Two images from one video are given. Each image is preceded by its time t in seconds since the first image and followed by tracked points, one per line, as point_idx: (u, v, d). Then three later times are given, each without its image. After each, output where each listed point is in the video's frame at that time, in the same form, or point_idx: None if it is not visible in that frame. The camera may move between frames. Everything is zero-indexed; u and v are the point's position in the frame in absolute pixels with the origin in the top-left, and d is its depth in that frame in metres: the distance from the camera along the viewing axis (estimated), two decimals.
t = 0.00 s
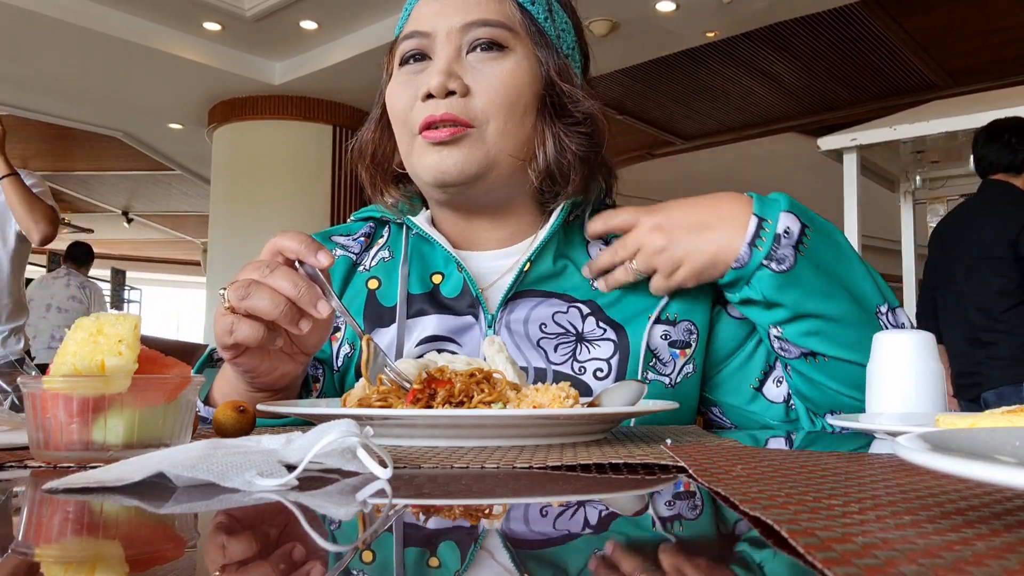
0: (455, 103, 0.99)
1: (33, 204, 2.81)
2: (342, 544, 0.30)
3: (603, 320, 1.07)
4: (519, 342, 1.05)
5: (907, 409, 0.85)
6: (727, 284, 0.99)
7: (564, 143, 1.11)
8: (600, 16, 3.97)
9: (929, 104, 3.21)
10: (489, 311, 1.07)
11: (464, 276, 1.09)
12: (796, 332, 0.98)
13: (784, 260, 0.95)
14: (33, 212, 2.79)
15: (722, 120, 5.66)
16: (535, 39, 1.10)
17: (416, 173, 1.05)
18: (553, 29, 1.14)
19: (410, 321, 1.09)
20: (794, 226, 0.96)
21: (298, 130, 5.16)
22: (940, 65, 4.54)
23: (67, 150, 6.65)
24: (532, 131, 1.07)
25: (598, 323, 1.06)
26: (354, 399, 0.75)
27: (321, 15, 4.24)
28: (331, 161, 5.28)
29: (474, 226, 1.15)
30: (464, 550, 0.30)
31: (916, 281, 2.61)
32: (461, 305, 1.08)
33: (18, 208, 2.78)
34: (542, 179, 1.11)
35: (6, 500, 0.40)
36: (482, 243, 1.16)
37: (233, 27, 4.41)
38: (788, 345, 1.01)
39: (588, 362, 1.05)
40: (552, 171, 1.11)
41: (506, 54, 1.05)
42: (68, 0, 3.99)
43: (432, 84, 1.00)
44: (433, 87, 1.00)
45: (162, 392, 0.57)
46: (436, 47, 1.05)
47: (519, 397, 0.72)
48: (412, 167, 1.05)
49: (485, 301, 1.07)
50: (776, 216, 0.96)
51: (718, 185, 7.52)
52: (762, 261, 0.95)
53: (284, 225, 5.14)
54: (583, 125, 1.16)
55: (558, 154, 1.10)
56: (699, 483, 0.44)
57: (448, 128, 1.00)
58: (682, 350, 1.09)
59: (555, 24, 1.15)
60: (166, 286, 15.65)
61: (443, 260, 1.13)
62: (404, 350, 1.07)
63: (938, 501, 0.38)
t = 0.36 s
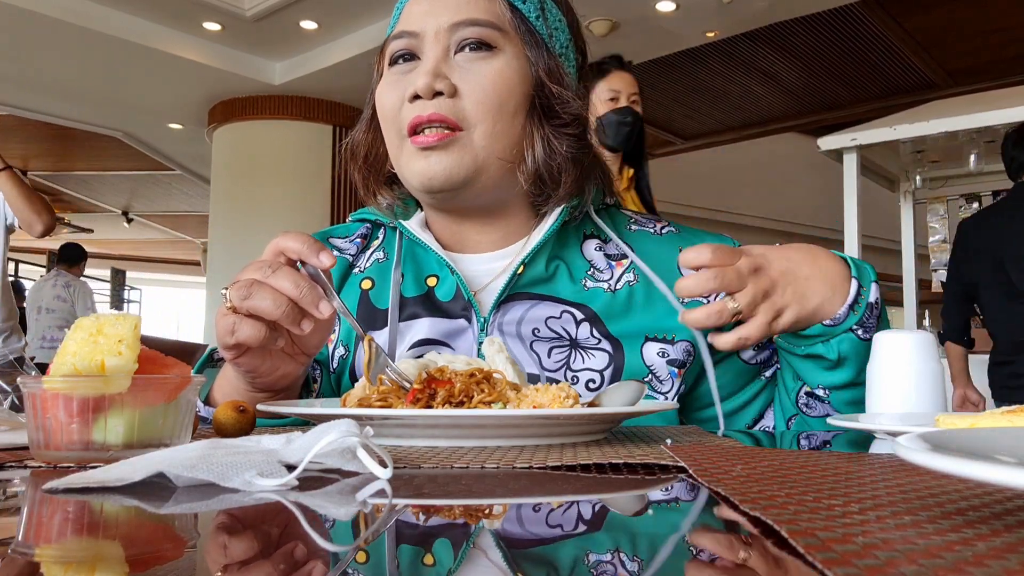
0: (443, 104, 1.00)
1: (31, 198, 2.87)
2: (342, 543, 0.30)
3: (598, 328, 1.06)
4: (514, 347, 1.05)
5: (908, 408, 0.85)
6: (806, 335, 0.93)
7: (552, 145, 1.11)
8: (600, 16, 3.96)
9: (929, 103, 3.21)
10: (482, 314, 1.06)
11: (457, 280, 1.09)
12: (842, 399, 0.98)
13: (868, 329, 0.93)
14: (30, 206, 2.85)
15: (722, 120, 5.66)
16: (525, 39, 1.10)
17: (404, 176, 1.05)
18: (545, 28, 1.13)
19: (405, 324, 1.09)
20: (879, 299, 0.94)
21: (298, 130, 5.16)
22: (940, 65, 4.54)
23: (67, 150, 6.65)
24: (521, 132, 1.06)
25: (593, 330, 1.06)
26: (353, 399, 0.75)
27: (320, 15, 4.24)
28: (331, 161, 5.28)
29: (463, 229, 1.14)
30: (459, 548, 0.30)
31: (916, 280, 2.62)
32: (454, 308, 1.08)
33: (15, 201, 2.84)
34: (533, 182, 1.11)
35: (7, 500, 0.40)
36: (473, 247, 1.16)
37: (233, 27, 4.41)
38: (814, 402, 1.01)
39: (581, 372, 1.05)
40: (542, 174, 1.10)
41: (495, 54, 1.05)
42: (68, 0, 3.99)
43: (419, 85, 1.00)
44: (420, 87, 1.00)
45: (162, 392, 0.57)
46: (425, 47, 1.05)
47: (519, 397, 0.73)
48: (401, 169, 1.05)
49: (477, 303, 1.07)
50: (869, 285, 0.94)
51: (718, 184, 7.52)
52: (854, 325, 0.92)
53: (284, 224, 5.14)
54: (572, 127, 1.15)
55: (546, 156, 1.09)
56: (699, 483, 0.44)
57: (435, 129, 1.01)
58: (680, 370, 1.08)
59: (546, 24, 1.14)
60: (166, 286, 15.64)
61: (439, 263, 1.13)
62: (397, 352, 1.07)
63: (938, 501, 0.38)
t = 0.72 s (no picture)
0: (446, 104, 1.00)
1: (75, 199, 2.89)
2: (343, 544, 0.30)
3: (602, 331, 1.07)
4: (515, 349, 1.05)
5: (907, 408, 0.85)
6: (788, 364, 0.93)
7: (556, 146, 1.11)
8: (600, 16, 3.96)
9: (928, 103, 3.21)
10: (485, 316, 1.07)
11: (460, 282, 1.09)
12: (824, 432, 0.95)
13: (851, 368, 0.93)
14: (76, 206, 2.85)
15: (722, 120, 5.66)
16: (530, 38, 1.10)
17: (407, 176, 1.05)
18: (550, 27, 1.13)
19: (407, 325, 1.09)
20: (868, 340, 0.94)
21: (298, 130, 5.16)
22: (940, 65, 4.54)
23: (67, 150, 6.65)
24: (526, 133, 1.06)
25: (596, 334, 1.06)
26: (353, 399, 0.75)
27: (321, 14, 4.24)
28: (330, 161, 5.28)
29: (467, 231, 1.15)
30: (462, 547, 0.30)
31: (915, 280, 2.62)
32: (457, 310, 1.08)
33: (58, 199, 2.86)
34: (537, 184, 1.11)
35: (6, 500, 0.40)
36: (477, 248, 1.16)
37: (233, 27, 4.41)
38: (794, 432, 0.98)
39: (585, 375, 1.05)
40: (546, 175, 1.11)
41: (499, 54, 1.05)
42: None
43: (422, 85, 1.00)
44: (424, 87, 1.00)
45: (163, 392, 0.57)
46: (429, 47, 1.05)
47: (519, 397, 0.73)
48: (404, 169, 1.05)
49: (480, 305, 1.07)
50: (858, 327, 0.93)
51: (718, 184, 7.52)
52: (835, 363, 0.91)
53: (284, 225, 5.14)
54: (576, 129, 1.15)
55: (550, 158, 1.09)
56: (699, 483, 0.44)
57: (438, 129, 1.01)
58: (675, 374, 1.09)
59: (552, 24, 1.14)
60: (166, 286, 15.64)
61: (442, 264, 1.13)
62: (399, 352, 1.07)
63: (938, 501, 0.38)
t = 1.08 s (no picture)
0: (451, 106, 1.00)
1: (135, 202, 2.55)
2: (343, 544, 0.30)
3: (615, 326, 1.07)
4: (528, 348, 1.05)
5: (908, 409, 0.85)
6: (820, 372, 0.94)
7: (560, 147, 1.12)
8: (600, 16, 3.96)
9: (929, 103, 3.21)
10: (496, 317, 1.07)
11: (471, 284, 1.09)
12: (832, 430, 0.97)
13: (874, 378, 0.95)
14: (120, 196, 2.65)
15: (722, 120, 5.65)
16: (533, 39, 1.10)
17: (410, 178, 1.05)
18: (552, 28, 1.14)
19: (414, 328, 1.08)
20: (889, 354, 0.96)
21: (298, 130, 5.16)
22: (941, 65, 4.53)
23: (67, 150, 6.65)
24: (530, 135, 1.07)
25: (609, 329, 1.07)
26: (353, 399, 0.75)
27: (321, 14, 4.24)
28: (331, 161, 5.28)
29: (469, 229, 1.15)
30: (470, 546, 0.30)
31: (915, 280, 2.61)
32: (470, 310, 1.08)
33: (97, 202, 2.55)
34: (542, 184, 1.12)
35: (6, 500, 0.40)
36: (479, 248, 1.17)
37: (233, 27, 4.41)
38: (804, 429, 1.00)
39: (595, 379, 1.04)
40: (550, 175, 1.12)
41: (503, 55, 1.05)
42: None
43: (426, 86, 1.00)
44: (428, 89, 1.00)
45: (162, 392, 0.57)
46: (432, 47, 1.05)
47: (519, 397, 0.73)
48: (408, 171, 1.05)
49: (491, 307, 1.07)
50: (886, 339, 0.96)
51: (719, 185, 7.51)
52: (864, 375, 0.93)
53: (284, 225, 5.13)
54: (580, 130, 1.16)
55: (555, 159, 1.10)
56: (700, 483, 0.44)
57: (442, 131, 1.01)
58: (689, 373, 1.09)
59: (554, 25, 1.15)
60: (167, 287, 15.65)
61: (447, 266, 1.13)
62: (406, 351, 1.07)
63: (938, 501, 0.38)
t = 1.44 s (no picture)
0: (468, 112, 1.00)
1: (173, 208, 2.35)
2: (343, 544, 0.30)
3: (614, 328, 1.07)
4: (529, 351, 1.05)
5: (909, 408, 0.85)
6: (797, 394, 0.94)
7: (577, 148, 1.13)
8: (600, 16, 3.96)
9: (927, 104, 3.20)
10: (497, 318, 1.07)
11: (473, 283, 1.09)
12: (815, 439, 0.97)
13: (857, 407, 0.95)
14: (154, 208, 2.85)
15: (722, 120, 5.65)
16: (548, 41, 1.11)
17: (425, 178, 1.05)
18: (564, 30, 1.14)
19: (415, 330, 1.08)
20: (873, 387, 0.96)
21: (298, 130, 5.16)
22: (941, 65, 4.53)
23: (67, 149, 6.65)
24: (545, 135, 1.08)
25: (609, 331, 1.07)
26: (353, 398, 0.75)
27: (321, 15, 4.24)
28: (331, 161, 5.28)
29: (479, 231, 1.15)
30: (473, 546, 0.30)
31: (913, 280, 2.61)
32: (472, 311, 1.08)
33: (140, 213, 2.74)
34: (556, 184, 1.13)
35: (7, 500, 0.40)
36: (485, 248, 1.17)
37: (233, 27, 4.41)
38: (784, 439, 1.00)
39: (596, 381, 1.05)
40: (565, 176, 1.12)
41: (518, 58, 1.05)
42: None
43: (443, 88, 1.01)
44: (445, 91, 1.00)
45: (162, 392, 0.57)
46: (447, 48, 1.05)
47: (519, 397, 0.73)
48: (421, 170, 1.06)
49: (493, 307, 1.07)
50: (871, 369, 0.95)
51: (719, 185, 7.51)
52: (841, 403, 0.93)
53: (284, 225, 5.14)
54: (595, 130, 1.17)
55: (571, 159, 1.11)
56: (700, 483, 0.44)
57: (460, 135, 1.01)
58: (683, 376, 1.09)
59: (565, 25, 1.15)
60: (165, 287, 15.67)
61: (450, 267, 1.13)
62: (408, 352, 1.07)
63: (938, 502, 0.38)
